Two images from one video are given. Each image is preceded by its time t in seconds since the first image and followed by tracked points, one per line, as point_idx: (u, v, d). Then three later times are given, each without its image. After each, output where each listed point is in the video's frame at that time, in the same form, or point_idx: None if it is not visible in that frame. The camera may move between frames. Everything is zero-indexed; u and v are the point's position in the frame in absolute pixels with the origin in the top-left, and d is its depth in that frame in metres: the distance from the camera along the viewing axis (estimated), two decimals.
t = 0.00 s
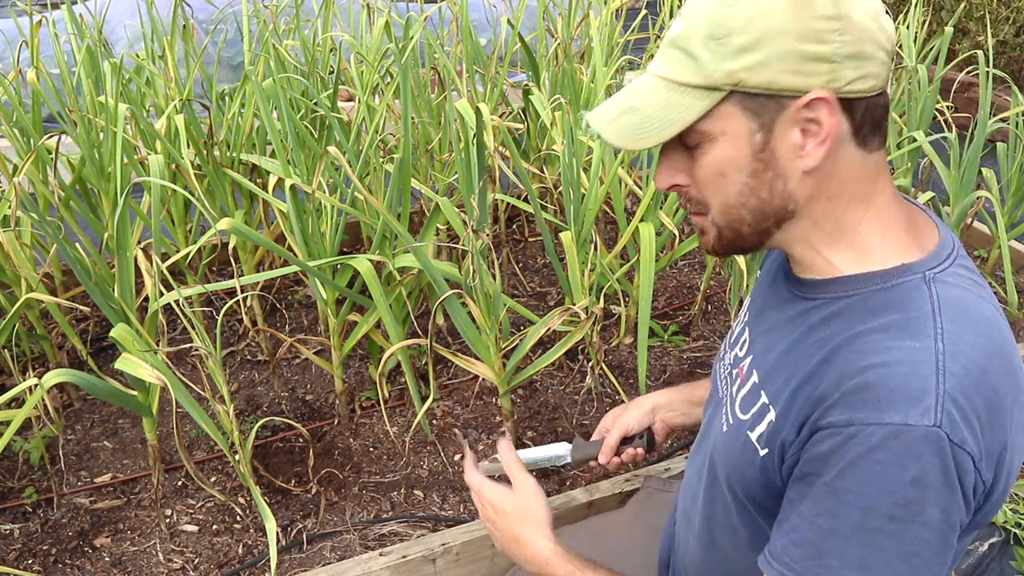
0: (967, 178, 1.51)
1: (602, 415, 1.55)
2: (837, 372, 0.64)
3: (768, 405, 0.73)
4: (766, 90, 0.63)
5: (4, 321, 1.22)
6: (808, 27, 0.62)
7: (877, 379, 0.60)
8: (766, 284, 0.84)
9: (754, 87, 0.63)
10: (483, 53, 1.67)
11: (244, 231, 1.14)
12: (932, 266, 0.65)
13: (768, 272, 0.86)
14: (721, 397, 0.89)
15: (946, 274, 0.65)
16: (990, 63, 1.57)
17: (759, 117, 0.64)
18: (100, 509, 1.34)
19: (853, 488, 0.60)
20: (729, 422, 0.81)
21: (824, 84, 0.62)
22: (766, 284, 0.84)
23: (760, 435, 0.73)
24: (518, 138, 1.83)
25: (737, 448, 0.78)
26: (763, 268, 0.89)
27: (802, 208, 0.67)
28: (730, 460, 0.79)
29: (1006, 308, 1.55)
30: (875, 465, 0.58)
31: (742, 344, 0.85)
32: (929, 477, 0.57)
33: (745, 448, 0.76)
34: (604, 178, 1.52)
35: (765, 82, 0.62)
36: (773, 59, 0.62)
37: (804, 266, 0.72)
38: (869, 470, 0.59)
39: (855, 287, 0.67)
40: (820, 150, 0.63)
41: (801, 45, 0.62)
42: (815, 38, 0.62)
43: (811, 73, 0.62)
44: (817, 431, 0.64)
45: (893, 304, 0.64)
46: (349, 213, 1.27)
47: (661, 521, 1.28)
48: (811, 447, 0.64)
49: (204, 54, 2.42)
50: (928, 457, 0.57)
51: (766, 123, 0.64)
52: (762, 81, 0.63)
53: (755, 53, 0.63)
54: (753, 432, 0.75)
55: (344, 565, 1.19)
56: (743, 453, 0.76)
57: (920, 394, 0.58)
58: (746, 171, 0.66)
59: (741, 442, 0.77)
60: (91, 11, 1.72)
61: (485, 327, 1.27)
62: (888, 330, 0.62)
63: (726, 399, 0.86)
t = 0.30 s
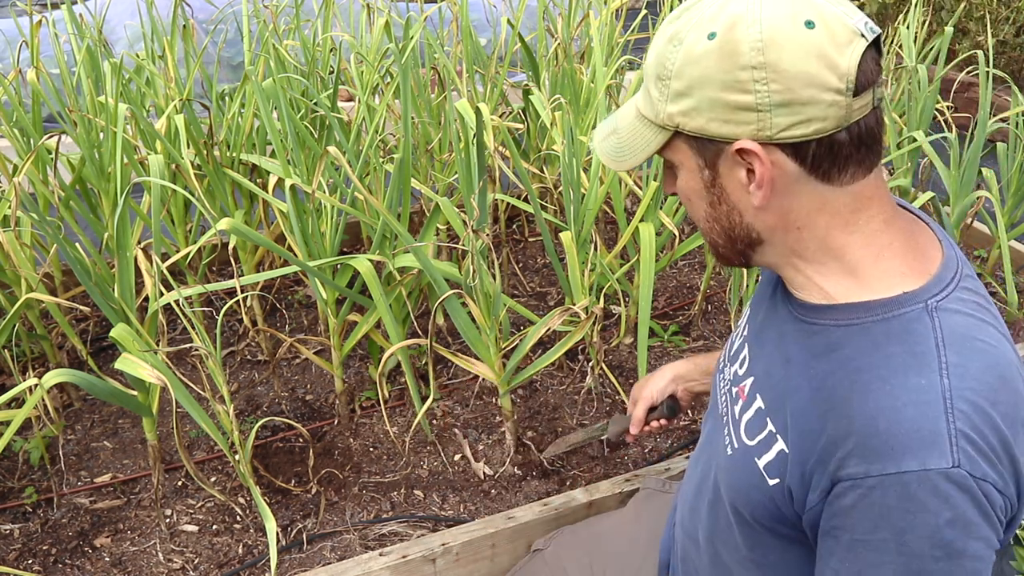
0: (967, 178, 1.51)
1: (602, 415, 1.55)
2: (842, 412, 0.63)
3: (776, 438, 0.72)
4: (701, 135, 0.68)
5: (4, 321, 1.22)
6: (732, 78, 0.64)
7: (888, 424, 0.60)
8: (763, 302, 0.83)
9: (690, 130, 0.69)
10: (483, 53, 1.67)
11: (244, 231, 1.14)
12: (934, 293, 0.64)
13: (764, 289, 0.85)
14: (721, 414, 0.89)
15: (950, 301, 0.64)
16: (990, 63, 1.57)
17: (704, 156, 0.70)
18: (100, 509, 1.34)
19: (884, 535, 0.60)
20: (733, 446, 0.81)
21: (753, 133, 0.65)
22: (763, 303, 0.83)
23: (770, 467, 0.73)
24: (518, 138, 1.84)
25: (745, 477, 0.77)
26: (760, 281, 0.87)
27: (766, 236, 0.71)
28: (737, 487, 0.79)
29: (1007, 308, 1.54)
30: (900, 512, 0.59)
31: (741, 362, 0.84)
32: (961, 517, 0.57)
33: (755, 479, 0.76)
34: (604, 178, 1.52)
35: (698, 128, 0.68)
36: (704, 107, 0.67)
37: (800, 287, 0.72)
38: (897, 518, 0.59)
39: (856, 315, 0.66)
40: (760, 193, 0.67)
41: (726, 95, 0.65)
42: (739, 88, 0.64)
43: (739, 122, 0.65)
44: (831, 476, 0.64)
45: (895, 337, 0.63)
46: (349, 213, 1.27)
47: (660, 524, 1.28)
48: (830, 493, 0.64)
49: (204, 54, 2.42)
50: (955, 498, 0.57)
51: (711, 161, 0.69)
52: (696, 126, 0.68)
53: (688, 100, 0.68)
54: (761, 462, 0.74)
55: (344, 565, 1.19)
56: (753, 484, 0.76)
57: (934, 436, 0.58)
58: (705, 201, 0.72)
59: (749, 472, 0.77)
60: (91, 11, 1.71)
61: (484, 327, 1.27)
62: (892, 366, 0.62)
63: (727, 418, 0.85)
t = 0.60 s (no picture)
0: (967, 178, 1.51)
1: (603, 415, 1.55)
2: (868, 429, 0.64)
3: (793, 451, 0.72)
4: (721, 152, 0.68)
5: (5, 321, 1.21)
6: (753, 93, 0.64)
7: (916, 442, 0.60)
8: (773, 311, 0.83)
9: (709, 148, 0.68)
10: (483, 53, 1.67)
11: (244, 231, 1.14)
12: (959, 307, 0.64)
13: (773, 299, 0.85)
14: (729, 422, 0.89)
15: (973, 315, 0.64)
16: (990, 63, 1.57)
17: (724, 173, 0.70)
18: (100, 509, 1.34)
19: (907, 553, 0.61)
20: (745, 458, 0.81)
21: (777, 148, 0.65)
22: (773, 312, 0.83)
23: (787, 481, 0.73)
24: (518, 138, 1.84)
25: (760, 489, 0.77)
26: (770, 287, 0.87)
27: (790, 251, 0.70)
28: (750, 498, 0.79)
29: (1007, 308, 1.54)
30: (926, 530, 0.60)
31: (752, 371, 0.84)
32: (987, 535, 0.58)
33: (770, 491, 0.76)
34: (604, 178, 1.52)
35: (719, 145, 0.67)
36: (723, 124, 0.66)
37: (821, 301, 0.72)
38: (923, 537, 0.60)
39: (877, 330, 0.66)
40: (785, 210, 0.67)
41: (747, 111, 0.65)
42: (761, 103, 0.64)
43: (762, 138, 0.65)
44: (856, 492, 0.64)
45: (921, 353, 0.63)
46: (350, 213, 1.27)
47: (660, 524, 1.27)
48: (854, 509, 0.65)
49: (204, 54, 2.42)
50: (981, 517, 0.58)
51: (732, 179, 0.69)
52: (715, 144, 0.68)
53: (706, 117, 0.67)
54: (777, 475, 0.74)
55: (344, 565, 1.19)
56: (767, 496, 0.76)
57: (963, 455, 0.59)
58: (727, 219, 0.72)
59: (763, 484, 0.77)
60: (92, 11, 1.71)
61: (484, 327, 1.27)
62: (918, 382, 0.62)
63: (737, 428, 0.85)
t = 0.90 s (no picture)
0: (967, 178, 1.51)
1: (603, 415, 1.55)
2: (864, 431, 0.64)
3: (790, 452, 0.72)
4: (717, 154, 0.68)
5: (5, 321, 1.21)
6: (749, 94, 0.64)
7: (911, 443, 0.61)
8: (771, 312, 0.83)
9: (704, 150, 0.68)
10: (483, 53, 1.67)
11: (244, 231, 1.14)
12: (953, 308, 0.65)
13: (770, 301, 0.85)
14: (727, 424, 0.89)
15: (969, 316, 0.65)
16: (990, 63, 1.57)
17: (719, 176, 0.70)
18: (100, 509, 1.34)
19: (902, 553, 0.61)
20: (743, 459, 0.81)
21: (773, 149, 0.65)
22: (770, 314, 0.83)
23: (784, 482, 0.73)
24: (518, 138, 1.83)
25: (757, 490, 0.78)
26: (766, 288, 0.87)
27: (785, 252, 0.70)
28: (748, 500, 0.79)
29: (1006, 309, 1.54)
30: (920, 531, 0.60)
31: (749, 373, 0.84)
32: (980, 536, 0.59)
33: (767, 492, 0.76)
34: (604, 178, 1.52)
35: (715, 147, 0.67)
36: (718, 126, 0.66)
37: (817, 301, 0.73)
38: (918, 537, 0.61)
39: (872, 332, 0.67)
40: (781, 211, 0.67)
41: (742, 112, 0.65)
42: (756, 104, 0.64)
43: (757, 139, 0.65)
44: (851, 493, 0.64)
45: (916, 354, 0.64)
46: (350, 213, 1.27)
47: (661, 523, 1.27)
48: (849, 510, 0.65)
49: (204, 54, 2.42)
50: (975, 518, 0.59)
51: (727, 181, 0.69)
52: (711, 146, 0.68)
53: (701, 119, 0.67)
54: (774, 476, 0.75)
55: (343, 565, 1.19)
56: (765, 497, 0.77)
57: (957, 456, 0.59)
58: (721, 221, 0.72)
59: (761, 485, 0.77)
60: (92, 11, 1.71)
61: (485, 327, 1.27)
62: (913, 384, 0.63)
63: (735, 429, 0.86)
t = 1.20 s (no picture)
0: (967, 178, 1.51)
1: (603, 415, 1.55)
2: (831, 398, 0.64)
3: (768, 428, 0.72)
4: (676, 142, 0.68)
5: (5, 321, 1.21)
6: (701, 82, 0.65)
7: (875, 403, 0.60)
8: (745, 299, 0.83)
9: (664, 140, 0.68)
10: (483, 53, 1.67)
11: (244, 231, 1.14)
12: (913, 275, 0.65)
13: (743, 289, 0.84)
14: (713, 414, 0.88)
15: (929, 282, 0.65)
16: (991, 63, 1.57)
17: (680, 162, 0.70)
18: (100, 509, 1.34)
19: (873, 514, 0.60)
20: (726, 442, 0.81)
21: (727, 134, 0.65)
22: (744, 301, 0.83)
23: (763, 458, 0.72)
24: (518, 138, 1.83)
25: (741, 469, 0.77)
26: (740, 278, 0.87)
27: (749, 233, 0.71)
28: (733, 481, 0.78)
29: (1007, 309, 1.54)
30: (889, 489, 0.59)
31: (728, 359, 0.84)
32: (949, 491, 0.57)
33: (750, 470, 0.75)
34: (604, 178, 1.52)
35: (673, 135, 0.68)
36: (674, 115, 0.67)
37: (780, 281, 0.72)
38: (886, 496, 0.59)
39: (836, 304, 0.66)
40: (740, 191, 0.68)
41: (697, 100, 0.65)
42: (708, 91, 0.65)
43: (712, 125, 0.66)
44: (824, 459, 0.63)
45: (878, 320, 0.63)
46: (349, 213, 1.27)
47: (661, 524, 1.28)
48: (823, 477, 0.64)
49: (204, 54, 2.42)
50: (942, 474, 0.57)
51: (688, 167, 0.69)
52: (670, 135, 0.68)
53: (659, 110, 0.68)
54: (755, 452, 0.74)
55: (344, 565, 1.19)
56: (748, 474, 0.76)
57: (919, 412, 0.58)
58: (685, 207, 0.72)
59: (744, 464, 0.76)
60: (92, 11, 1.71)
61: (485, 327, 1.27)
62: (877, 349, 0.62)
63: (719, 417, 0.85)
